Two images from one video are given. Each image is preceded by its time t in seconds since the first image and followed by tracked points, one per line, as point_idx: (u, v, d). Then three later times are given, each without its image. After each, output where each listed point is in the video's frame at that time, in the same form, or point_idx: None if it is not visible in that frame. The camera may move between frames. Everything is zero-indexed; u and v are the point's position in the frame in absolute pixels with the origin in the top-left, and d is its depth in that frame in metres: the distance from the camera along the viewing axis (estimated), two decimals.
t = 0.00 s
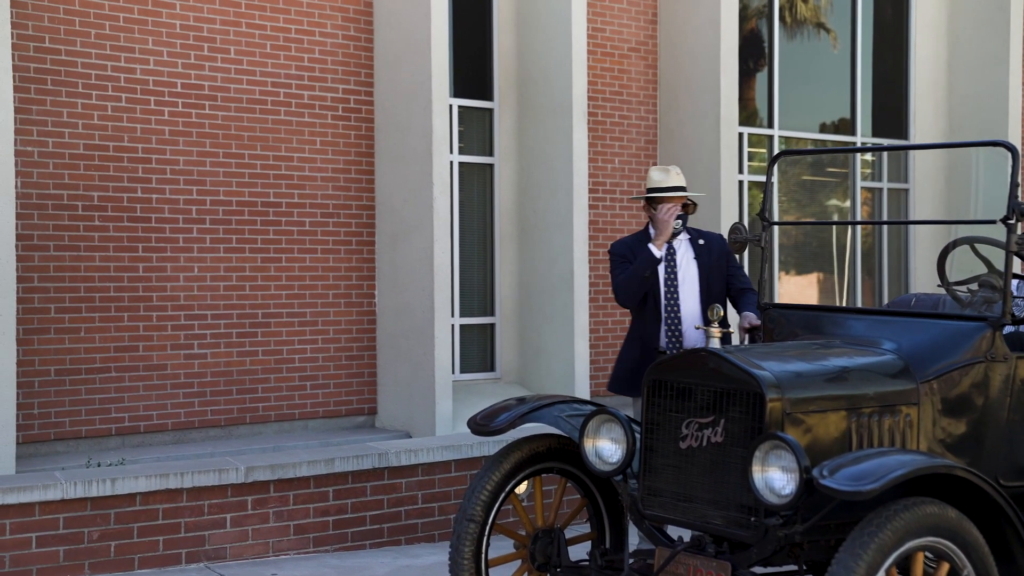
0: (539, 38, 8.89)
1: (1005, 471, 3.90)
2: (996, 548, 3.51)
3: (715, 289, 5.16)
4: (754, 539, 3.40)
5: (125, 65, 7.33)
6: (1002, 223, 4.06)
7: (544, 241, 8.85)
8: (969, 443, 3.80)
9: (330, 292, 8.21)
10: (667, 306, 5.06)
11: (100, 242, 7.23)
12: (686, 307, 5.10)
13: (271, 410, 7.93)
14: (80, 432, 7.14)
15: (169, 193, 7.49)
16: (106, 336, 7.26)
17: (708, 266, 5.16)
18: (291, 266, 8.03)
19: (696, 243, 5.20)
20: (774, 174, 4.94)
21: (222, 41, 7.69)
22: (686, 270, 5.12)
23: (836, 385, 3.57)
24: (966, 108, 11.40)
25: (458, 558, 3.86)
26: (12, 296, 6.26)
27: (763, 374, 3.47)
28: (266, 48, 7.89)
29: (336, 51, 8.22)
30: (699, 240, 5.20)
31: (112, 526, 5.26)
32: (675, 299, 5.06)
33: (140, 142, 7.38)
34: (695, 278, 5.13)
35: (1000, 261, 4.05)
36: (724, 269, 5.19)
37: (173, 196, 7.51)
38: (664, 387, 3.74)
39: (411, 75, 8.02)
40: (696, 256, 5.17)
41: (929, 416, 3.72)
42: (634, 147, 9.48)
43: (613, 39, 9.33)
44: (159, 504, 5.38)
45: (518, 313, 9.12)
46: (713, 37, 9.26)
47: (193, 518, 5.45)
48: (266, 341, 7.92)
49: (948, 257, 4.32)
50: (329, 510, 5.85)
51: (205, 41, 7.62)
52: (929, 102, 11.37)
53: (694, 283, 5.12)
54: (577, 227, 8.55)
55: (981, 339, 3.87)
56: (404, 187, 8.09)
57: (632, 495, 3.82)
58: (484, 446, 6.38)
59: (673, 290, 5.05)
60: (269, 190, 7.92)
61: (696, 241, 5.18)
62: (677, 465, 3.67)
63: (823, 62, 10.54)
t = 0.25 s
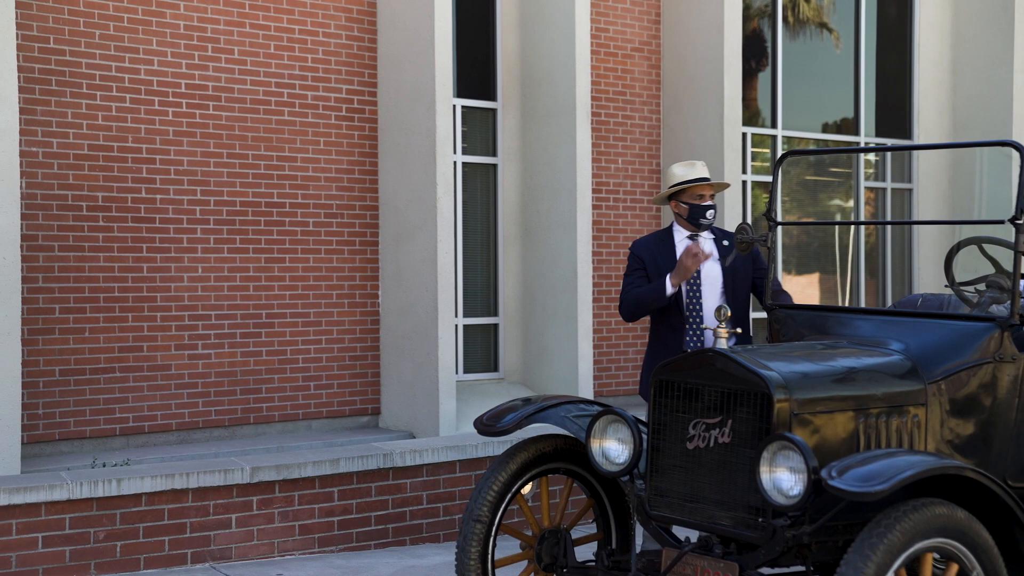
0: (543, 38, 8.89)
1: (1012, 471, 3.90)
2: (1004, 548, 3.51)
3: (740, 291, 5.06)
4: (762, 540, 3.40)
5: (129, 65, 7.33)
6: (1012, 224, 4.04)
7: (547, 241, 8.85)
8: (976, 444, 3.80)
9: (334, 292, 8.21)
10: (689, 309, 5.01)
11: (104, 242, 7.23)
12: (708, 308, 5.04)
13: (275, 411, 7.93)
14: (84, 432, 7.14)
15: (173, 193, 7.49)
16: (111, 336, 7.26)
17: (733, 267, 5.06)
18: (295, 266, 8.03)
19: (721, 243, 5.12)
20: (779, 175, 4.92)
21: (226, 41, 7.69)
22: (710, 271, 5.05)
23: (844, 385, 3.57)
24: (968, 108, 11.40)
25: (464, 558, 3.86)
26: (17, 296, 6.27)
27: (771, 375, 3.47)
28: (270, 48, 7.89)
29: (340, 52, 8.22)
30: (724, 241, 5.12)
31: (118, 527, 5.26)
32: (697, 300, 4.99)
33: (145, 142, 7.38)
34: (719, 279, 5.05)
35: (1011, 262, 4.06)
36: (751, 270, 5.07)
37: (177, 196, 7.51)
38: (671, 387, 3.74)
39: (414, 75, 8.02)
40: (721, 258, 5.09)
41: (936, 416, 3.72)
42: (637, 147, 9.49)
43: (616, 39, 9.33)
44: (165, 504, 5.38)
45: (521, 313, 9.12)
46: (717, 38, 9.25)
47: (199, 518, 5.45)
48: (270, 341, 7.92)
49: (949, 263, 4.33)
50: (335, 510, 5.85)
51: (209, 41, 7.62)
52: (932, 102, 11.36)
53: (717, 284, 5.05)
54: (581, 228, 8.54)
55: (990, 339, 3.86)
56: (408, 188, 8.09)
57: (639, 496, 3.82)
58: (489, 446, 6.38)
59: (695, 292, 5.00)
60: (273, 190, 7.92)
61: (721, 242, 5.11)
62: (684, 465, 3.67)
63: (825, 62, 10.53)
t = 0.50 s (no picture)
0: (548, 38, 8.89)
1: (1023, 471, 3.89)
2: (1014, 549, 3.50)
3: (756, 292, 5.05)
4: (772, 540, 3.40)
5: (134, 65, 7.33)
6: None
7: (551, 241, 8.85)
8: (986, 444, 3.80)
9: (338, 292, 8.22)
10: (701, 311, 5.05)
11: (109, 242, 7.23)
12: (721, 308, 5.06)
13: (279, 411, 7.93)
14: (89, 432, 7.14)
15: (178, 193, 7.50)
16: (116, 336, 7.26)
17: (749, 269, 5.05)
18: (300, 266, 8.03)
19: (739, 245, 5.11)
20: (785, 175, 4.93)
21: (231, 41, 7.70)
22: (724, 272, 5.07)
23: (853, 385, 3.57)
24: (972, 108, 11.40)
25: (473, 558, 3.86)
26: (23, 296, 6.27)
27: (780, 375, 3.47)
28: (275, 48, 7.89)
29: (344, 52, 8.22)
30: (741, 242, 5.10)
31: (125, 526, 5.26)
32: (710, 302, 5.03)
33: (149, 142, 7.38)
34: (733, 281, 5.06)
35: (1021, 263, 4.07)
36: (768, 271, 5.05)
37: (182, 196, 7.51)
38: (680, 387, 3.74)
39: (419, 75, 8.02)
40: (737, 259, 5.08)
41: (945, 416, 3.73)
42: (641, 147, 9.49)
43: (621, 39, 9.33)
44: (171, 504, 5.38)
45: (525, 313, 9.13)
46: (721, 37, 9.25)
47: (205, 518, 5.45)
48: (275, 341, 7.92)
49: (966, 253, 4.31)
50: (341, 510, 5.85)
51: (214, 41, 7.62)
52: (936, 102, 11.36)
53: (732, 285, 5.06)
54: (585, 228, 8.54)
55: (999, 340, 3.85)
56: (412, 188, 8.10)
57: (647, 496, 3.82)
58: (494, 446, 6.38)
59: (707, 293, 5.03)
60: (277, 190, 7.92)
61: (737, 243, 5.10)
62: (693, 465, 3.67)
63: (828, 62, 10.53)
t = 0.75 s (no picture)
0: (552, 38, 8.89)
1: None
2: None
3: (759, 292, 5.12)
4: (782, 541, 3.40)
5: (140, 65, 7.33)
6: None
7: (556, 242, 8.85)
8: (996, 444, 3.80)
9: (344, 293, 8.22)
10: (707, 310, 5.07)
11: (115, 242, 7.24)
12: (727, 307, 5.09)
13: (285, 411, 7.94)
14: (95, 432, 7.15)
15: (184, 194, 7.50)
16: (122, 336, 7.27)
17: (752, 268, 5.11)
18: (305, 267, 8.03)
19: (740, 244, 5.15)
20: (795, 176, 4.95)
21: (236, 41, 7.70)
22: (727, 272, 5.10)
23: (863, 386, 3.57)
24: (977, 108, 11.39)
25: (482, 558, 3.86)
26: (30, 296, 6.28)
27: (791, 375, 3.47)
28: (281, 49, 7.90)
29: (349, 52, 8.23)
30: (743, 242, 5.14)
31: (134, 526, 5.27)
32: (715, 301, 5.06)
33: (155, 142, 7.38)
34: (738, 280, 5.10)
35: None
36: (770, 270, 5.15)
37: (188, 196, 7.52)
38: (690, 387, 3.75)
39: (424, 76, 8.02)
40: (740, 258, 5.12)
41: (955, 416, 3.73)
42: (646, 147, 9.49)
43: (625, 40, 9.33)
44: (179, 504, 5.38)
45: (530, 313, 9.13)
46: (725, 38, 9.25)
47: (213, 518, 5.45)
48: (280, 341, 7.93)
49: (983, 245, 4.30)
50: (348, 510, 5.85)
51: (219, 42, 7.63)
52: (940, 102, 11.35)
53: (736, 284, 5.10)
54: (590, 228, 8.54)
55: (1009, 340, 3.84)
56: (417, 189, 8.10)
57: (657, 496, 3.82)
58: (501, 447, 6.38)
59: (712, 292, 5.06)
60: (283, 190, 7.92)
61: (739, 243, 5.13)
62: (702, 465, 3.68)
63: (832, 63, 10.53)
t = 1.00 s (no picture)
0: (560, 38, 8.88)
1: None
2: None
3: (760, 291, 5.13)
4: (796, 541, 3.40)
5: (148, 66, 7.34)
6: None
7: (564, 241, 8.84)
8: (1011, 445, 3.80)
9: (352, 292, 8.22)
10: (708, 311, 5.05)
11: (124, 242, 7.24)
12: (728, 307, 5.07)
13: (293, 411, 7.94)
14: (104, 432, 7.15)
15: (192, 193, 7.51)
16: (130, 336, 7.27)
17: (751, 266, 5.13)
18: (313, 266, 8.03)
19: (740, 242, 5.15)
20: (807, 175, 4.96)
21: (244, 41, 7.71)
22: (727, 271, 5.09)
23: (877, 386, 3.56)
24: (985, 107, 11.38)
25: (495, 559, 3.86)
26: (39, 296, 6.28)
27: (804, 375, 3.47)
28: (288, 48, 7.90)
29: (357, 52, 8.23)
30: (743, 239, 5.15)
31: (145, 526, 5.27)
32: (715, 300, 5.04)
33: (164, 142, 7.39)
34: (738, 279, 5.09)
35: None
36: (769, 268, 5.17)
37: (197, 196, 7.52)
38: (703, 388, 3.75)
39: (432, 75, 8.02)
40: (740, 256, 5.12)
41: (970, 416, 3.72)
42: (653, 147, 9.49)
43: (633, 39, 9.33)
44: (189, 504, 5.39)
45: (538, 313, 9.13)
46: (733, 37, 9.24)
47: (224, 518, 5.46)
48: (289, 341, 7.93)
49: (995, 246, 4.31)
50: (358, 510, 5.85)
51: (227, 42, 7.63)
52: (949, 102, 11.33)
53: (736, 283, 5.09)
54: (598, 228, 8.54)
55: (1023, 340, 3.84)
56: (425, 189, 8.10)
57: (670, 496, 3.82)
58: (510, 446, 6.39)
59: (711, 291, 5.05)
60: (291, 190, 7.92)
61: (739, 240, 5.14)
62: (716, 466, 3.68)
63: (838, 62, 10.52)
